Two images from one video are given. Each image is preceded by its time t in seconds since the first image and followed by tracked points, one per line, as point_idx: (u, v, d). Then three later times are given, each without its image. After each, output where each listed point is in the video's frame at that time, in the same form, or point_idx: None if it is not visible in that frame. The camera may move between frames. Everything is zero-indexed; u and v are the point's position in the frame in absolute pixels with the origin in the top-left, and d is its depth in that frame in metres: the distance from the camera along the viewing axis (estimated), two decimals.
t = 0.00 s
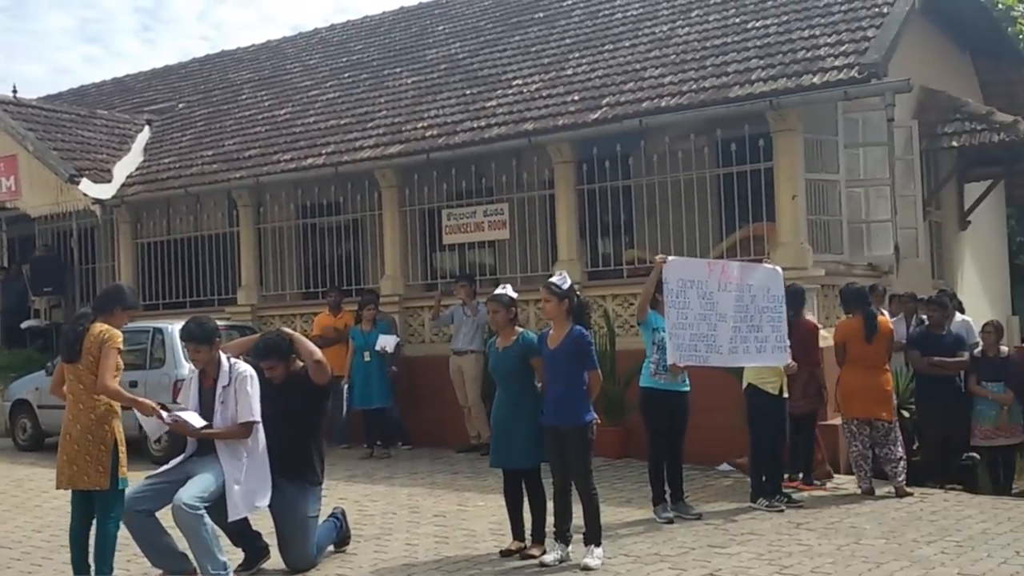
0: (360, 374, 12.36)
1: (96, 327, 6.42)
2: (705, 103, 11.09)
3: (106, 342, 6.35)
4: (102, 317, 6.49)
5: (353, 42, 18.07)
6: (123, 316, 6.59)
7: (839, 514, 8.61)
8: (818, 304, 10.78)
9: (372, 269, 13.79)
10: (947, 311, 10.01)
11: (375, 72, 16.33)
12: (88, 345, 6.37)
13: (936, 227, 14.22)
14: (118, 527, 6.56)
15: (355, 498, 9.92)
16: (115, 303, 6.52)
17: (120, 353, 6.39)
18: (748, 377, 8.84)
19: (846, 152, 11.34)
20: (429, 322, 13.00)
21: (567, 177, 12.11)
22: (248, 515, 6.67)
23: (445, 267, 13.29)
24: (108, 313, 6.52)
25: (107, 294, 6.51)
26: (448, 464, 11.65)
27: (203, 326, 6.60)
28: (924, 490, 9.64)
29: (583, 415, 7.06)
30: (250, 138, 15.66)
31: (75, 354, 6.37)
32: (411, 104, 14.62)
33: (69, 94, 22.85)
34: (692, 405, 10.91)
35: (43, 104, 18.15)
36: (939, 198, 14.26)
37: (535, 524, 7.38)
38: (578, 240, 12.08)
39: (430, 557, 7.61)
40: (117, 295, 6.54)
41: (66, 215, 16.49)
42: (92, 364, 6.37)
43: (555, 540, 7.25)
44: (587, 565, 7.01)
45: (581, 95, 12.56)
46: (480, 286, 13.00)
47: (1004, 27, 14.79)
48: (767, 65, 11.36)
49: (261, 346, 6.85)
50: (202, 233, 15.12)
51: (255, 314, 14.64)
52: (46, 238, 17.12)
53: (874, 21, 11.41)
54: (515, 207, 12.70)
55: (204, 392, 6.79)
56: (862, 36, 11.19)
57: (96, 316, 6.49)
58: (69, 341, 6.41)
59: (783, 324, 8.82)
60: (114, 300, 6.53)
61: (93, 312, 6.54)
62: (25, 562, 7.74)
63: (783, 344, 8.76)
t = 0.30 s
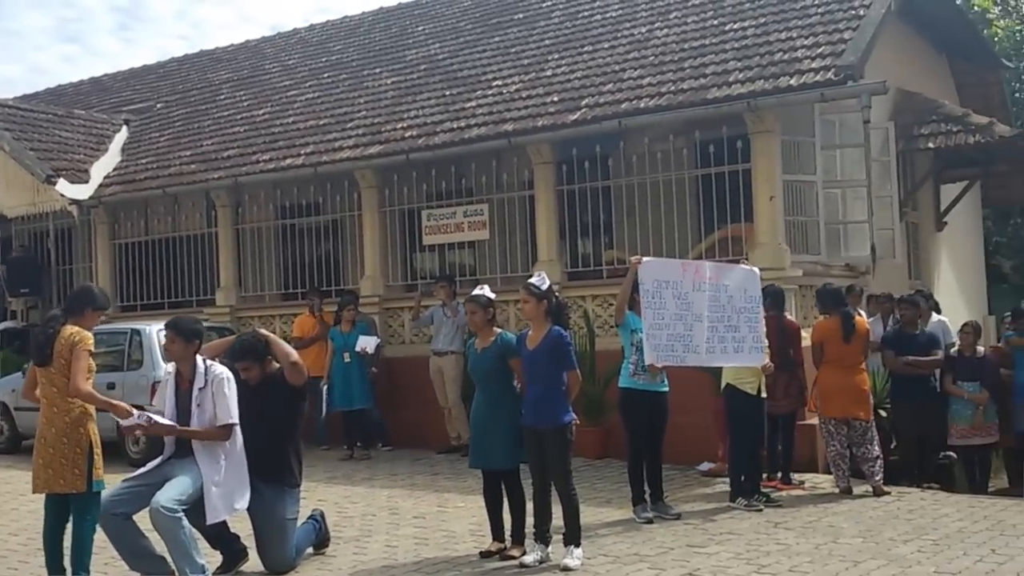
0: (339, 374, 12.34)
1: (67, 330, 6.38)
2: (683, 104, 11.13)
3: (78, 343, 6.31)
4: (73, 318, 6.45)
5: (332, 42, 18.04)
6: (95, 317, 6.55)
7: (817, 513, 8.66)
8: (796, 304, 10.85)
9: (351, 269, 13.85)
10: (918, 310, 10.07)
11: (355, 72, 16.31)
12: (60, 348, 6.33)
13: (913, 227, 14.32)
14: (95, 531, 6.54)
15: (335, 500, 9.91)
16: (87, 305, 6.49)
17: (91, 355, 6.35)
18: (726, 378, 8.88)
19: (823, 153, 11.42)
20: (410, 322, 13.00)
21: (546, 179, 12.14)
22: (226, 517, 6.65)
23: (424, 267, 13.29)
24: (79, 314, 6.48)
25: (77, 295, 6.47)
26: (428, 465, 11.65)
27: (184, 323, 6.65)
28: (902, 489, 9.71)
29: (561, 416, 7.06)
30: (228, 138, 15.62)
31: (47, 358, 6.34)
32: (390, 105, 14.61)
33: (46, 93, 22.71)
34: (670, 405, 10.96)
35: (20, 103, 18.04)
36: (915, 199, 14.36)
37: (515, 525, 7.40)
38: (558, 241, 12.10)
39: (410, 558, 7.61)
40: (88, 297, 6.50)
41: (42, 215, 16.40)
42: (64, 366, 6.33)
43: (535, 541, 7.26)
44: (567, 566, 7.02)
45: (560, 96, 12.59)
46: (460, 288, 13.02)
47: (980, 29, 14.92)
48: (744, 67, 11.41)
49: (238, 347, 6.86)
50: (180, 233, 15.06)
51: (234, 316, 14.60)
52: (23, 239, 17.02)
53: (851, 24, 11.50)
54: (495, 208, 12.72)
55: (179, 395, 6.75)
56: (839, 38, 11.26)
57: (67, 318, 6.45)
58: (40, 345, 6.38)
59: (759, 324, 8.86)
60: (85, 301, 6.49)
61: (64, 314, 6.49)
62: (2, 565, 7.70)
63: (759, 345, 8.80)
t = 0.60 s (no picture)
0: (328, 374, 12.33)
1: (49, 330, 6.35)
2: (672, 103, 11.15)
3: (61, 344, 6.29)
4: (52, 316, 6.41)
5: (321, 41, 18.00)
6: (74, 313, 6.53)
7: (805, 511, 8.69)
8: (784, 302, 10.89)
9: (342, 269, 13.81)
10: (901, 305, 10.17)
11: (344, 71, 16.28)
12: (44, 349, 6.31)
13: (901, 226, 14.36)
14: (83, 531, 6.53)
15: (324, 499, 9.90)
16: (65, 300, 6.45)
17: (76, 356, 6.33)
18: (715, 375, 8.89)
19: (812, 152, 11.45)
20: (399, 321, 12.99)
21: (536, 177, 12.13)
22: (215, 516, 6.64)
23: (414, 267, 13.31)
24: (58, 311, 6.45)
25: (54, 291, 6.43)
26: (418, 464, 11.65)
27: (174, 320, 6.63)
28: (891, 487, 9.74)
29: (550, 415, 7.07)
30: (217, 137, 15.58)
31: (31, 359, 6.32)
32: (379, 104, 14.58)
33: (33, 91, 22.63)
34: (659, 404, 10.98)
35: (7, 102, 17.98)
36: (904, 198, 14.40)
37: (504, 523, 7.40)
38: (548, 240, 12.11)
39: (399, 557, 7.61)
40: (65, 292, 6.47)
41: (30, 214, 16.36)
42: (49, 368, 6.32)
43: (524, 539, 7.26)
44: (556, 565, 7.03)
45: (549, 95, 12.60)
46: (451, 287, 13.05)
47: (967, 28, 14.97)
48: (732, 66, 11.43)
49: (225, 345, 6.85)
50: (169, 232, 15.02)
51: (223, 315, 14.57)
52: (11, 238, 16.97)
53: (839, 23, 11.52)
54: (485, 207, 12.71)
55: (167, 393, 6.74)
56: (826, 37, 11.29)
57: (45, 314, 6.42)
58: (22, 346, 6.35)
59: (746, 322, 8.86)
60: (63, 296, 6.46)
61: (42, 311, 6.46)
62: None
63: (746, 343, 8.80)
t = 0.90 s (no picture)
0: (325, 371, 12.30)
1: (45, 328, 6.33)
2: (669, 101, 11.15)
3: (57, 342, 6.27)
4: (48, 313, 6.39)
5: (318, 38, 17.99)
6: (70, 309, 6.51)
7: (803, 508, 8.69)
8: (782, 300, 10.89)
9: (340, 266, 13.86)
10: (896, 302, 10.26)
11: (341, 68, 16.27)
12: (40, 348, 6.30)
13: (899, 223, 14.36)
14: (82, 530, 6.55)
15: (322, 496, 9.90)
16: (60, 296, 6.43)
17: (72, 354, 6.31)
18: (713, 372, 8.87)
19: (809, 149, 11.45)
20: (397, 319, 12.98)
21: (533, 174, 12.13)
22: (212, 513, 6.63)
23: (414, 265, 13.35)
24: (54, 308, 6.42)
25: (49, 288, 6.41)
26: (416, 462, 11.65)
27: (173, 316, 6.62)
28: (889, 484, 9.74)
29: (549, 411, 7.10)
30: (214, 134, 15.56)
31: (28, 358, 6.31)
32: (377, 101, 14.56)
33: (30, 89, 22.60)
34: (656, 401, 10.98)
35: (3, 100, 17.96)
36: (901, 195, 14.40)
37: (502, 520, 7.40)
38: (545, 237, 12.11)
39: (397, 554, 7.61)
40: (60, 289, 6.45)
41: (27, 212, 16.34)
42: (46, 366, 6.30)
43: (522, 536, 7.26)
44: (553, 561, 7.03)
45: (547, 92, 12.60)
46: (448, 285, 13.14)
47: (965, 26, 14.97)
48: (730, 63, 11.43)
49: (224, 339, 6.81)
50: (166, 230, 15.00)
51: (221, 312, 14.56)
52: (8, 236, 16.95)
53: (836, 20, 11.53)
54: (482, 204, 12.70)
55: (165, 389, 6.74)
56: (824, 34, 11.29)
57: (40, 311, 6.39)
58: (19, 346, 6.33)
59: (745, 319, 8.85)
60: (58, 293, 6.43)
61: (37, 308, 6.43)
62: None
63: (745, 340, 8.80)
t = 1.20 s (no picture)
0: (328, 367, 12.35)
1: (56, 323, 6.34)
2: (672, 97, 11.14)
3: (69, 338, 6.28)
4: (61, 309, 6.41)
5: (322, 34, 17.99)
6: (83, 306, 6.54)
7: (807, 505, 8.68)
8: (786, 297, 10.86)
9: (344, 262, 13.79)
10: (900, 298, 10.25)
11: (344, 65, 16.27)
12: (50, 343, 6.30)
13: (903, 220, 14.34)
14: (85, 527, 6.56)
15: (326, 492, 9.91)
16: (74, 292, 6.44)
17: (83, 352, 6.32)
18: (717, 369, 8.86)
19: (814, 146, 11.43)
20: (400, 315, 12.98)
21: (537, 171, 12.13)
22: (216, 509, 6.64)
23: (417, 261, 13.35)
24: (67, 304, 6.43)
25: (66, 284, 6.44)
26: (420, 458, 11.64)
27: (173, 311, 6.57)
28: (892, 481, 9.73)
29: (552, 408, 7.07)
30: (218, 131, 15.57)
31: (36, 353, 6.31)
32: (380, 98, 14.56)
33: (34, 86, 22.62)
34: (660, 397, 10.98)
35: (8, 96, 17.97)
36: (906, 192, 14.39)
37: (506, 517, 7.39)
38: (549, 234, 12.11)
39: (400, 550, 7.62)
40: (75, 285, 6.47)
41: (31, 209, 16.35)
42: (54, 362, 6.30)
43: (526, 532, 7.27)
44: (556, 558, 7.03)
45: (551, 89, 12.60)
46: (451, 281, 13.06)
47: (970, 23, 14.95)
48: (734, 60, 11.42)
49: (231, 334, 6.81)
50: (170, 226, 15.01)
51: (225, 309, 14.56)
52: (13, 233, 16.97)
53: (841, 16, 11.51)
54: (486, 201, 12.69)
55: (168, 386, 6.74)
56: (828, 30, 11.28)
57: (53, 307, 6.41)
58: (29, 340, 6.34)
59: (747, 317, 8.86)
60: (72, 289, 6.45)
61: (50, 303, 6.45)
62: None
63: (747, 338, 8.81)
